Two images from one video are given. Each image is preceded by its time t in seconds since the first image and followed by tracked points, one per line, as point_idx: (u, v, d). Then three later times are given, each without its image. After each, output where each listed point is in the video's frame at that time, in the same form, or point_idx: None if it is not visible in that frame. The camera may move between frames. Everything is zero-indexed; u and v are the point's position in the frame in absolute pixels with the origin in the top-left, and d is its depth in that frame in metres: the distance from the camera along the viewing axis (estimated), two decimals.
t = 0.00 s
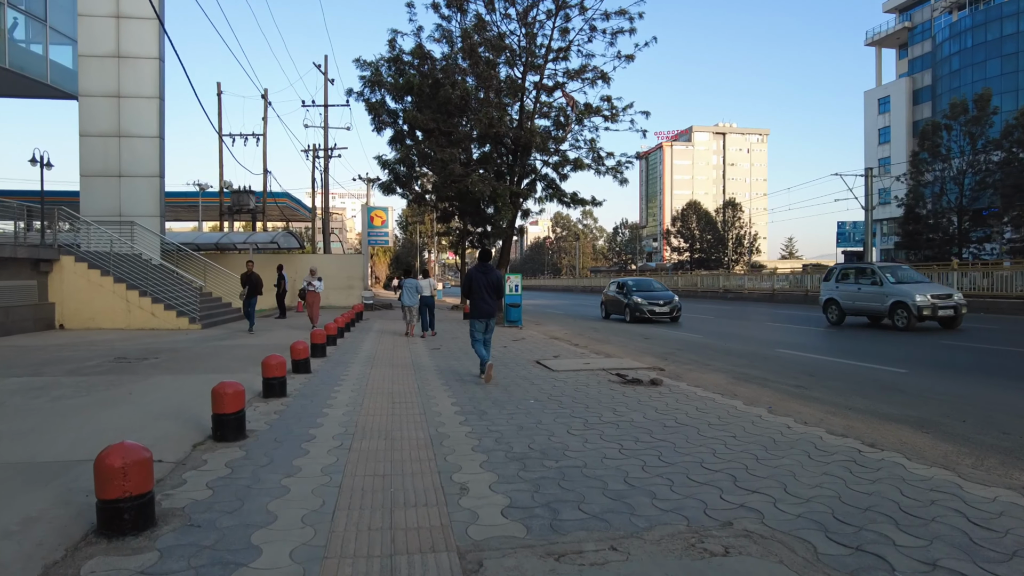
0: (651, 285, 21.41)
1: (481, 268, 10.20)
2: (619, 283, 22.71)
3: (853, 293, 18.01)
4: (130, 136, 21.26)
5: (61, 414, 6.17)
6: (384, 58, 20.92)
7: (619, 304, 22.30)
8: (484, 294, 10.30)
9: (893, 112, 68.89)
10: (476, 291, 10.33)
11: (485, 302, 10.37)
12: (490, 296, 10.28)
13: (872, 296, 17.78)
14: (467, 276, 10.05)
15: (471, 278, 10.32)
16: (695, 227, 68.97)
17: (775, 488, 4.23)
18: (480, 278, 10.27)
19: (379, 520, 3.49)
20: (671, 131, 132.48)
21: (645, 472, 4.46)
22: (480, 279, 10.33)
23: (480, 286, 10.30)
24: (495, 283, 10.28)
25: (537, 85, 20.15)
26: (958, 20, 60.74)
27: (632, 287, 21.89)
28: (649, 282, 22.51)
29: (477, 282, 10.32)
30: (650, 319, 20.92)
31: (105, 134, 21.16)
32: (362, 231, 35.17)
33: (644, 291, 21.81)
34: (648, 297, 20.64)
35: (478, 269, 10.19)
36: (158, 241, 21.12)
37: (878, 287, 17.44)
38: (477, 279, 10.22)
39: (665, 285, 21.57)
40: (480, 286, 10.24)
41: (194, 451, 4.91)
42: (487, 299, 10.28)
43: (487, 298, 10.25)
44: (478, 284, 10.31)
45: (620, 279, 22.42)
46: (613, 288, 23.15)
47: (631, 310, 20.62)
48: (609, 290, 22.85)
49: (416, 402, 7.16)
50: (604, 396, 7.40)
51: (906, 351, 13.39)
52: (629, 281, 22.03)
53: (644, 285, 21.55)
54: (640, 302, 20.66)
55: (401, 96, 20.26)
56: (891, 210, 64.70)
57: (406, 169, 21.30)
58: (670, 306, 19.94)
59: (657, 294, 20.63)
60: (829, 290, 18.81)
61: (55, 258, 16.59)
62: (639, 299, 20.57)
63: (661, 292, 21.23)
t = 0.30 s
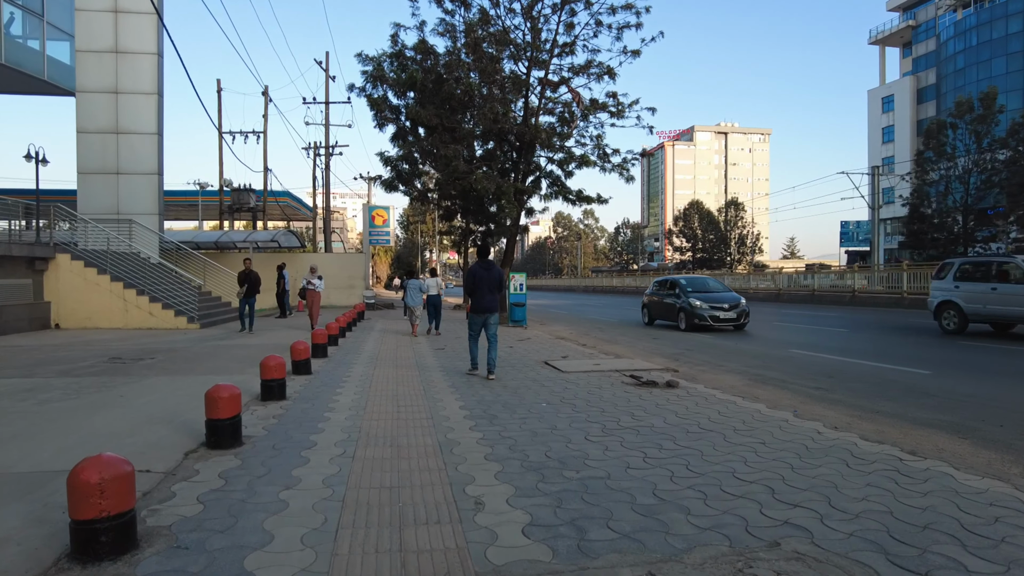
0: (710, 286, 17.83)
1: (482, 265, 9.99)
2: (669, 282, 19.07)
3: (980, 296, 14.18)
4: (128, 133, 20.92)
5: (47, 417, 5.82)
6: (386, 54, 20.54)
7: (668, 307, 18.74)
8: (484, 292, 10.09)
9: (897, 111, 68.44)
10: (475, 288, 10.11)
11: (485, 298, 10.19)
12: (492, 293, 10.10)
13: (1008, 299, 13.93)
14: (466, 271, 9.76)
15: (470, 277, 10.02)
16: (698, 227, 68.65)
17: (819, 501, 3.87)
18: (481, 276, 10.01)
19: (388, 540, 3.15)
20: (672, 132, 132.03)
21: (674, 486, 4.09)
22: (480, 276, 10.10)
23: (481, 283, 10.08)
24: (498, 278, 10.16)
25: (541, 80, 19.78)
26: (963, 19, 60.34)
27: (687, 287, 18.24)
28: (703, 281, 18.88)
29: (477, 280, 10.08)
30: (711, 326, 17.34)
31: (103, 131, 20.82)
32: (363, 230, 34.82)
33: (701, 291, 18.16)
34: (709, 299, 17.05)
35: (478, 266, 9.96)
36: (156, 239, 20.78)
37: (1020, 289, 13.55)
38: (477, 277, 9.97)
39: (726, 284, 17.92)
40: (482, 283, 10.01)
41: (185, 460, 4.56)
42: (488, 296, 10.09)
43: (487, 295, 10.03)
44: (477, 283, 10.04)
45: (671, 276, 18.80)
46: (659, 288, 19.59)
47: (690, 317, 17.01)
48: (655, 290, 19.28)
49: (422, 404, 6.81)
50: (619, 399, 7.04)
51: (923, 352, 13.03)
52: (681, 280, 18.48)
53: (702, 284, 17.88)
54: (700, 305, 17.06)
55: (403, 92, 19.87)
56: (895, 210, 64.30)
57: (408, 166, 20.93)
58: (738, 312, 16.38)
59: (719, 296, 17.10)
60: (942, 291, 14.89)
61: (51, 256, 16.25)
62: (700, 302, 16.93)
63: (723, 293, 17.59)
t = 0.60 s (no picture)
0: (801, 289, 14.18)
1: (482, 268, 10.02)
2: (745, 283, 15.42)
3: None
4: (127, 133, 20.61)
5: (33, 432, 5.49)
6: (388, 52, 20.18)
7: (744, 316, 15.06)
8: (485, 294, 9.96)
9: (902, 111, 67.97)
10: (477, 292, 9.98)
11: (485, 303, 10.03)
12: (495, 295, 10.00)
13: None
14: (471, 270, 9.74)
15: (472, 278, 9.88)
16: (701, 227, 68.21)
17: (868, 530, 3.54)
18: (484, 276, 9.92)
19: None
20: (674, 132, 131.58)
21: (707, 513, 3.76)
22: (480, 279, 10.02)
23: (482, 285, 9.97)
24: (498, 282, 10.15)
25: (547, 79, 19.44)
26: (969, 18, 59.92)
27: (770, 289, 14.58)
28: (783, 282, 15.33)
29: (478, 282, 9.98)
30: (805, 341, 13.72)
31: (102, 131, 20.52)
32: (365, 230, 34.50)
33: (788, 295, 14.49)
34: (803, 304, 13.45)
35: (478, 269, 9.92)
36: (156, 240, 20.47)
37: None
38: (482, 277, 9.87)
39: (819, 287, 14.27)
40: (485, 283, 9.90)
41: (176, 482, 4.23)
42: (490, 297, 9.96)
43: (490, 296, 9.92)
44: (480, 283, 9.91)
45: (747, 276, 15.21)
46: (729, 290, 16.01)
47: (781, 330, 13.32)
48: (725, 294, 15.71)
49: (429, 415, 6.47)
50: (636, 410, 6.71)
51: (941, 357, 12.69)
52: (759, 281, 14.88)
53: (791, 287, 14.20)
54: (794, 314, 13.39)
55: (406, 91, 19.48)
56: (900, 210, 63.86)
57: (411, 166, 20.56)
58: (845, 325, 12.80)
59: (814, 302, 13.54)
60: None
61: (47, 258, 15.93)
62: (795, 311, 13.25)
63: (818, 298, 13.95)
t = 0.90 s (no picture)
0: (937, 288, 10.86)
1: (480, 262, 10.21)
2: (848, 278, 12.09)
3: None
4: (127, 126, 20.33)
5: (21, 432, 5.23)
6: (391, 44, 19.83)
7: (859, 321, 11.47)
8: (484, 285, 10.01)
9: (908, 106, 67.39)
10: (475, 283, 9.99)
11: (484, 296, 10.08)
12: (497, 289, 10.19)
13: None
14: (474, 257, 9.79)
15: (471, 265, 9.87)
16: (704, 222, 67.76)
17: (918, 541, 3.25)
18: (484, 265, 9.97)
19: None
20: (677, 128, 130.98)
21: (741, 522, 3.49)
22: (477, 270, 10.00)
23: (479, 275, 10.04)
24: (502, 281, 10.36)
25: (553, 70, 19.11)
26: (976, 10, 59.24)
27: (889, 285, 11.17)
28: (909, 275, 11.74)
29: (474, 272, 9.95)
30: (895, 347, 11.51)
31: (101, 124, 20.24)
32: (367, 225, 34.21)
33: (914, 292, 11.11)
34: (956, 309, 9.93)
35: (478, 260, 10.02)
36: (156, 235, 20.22)
37: None
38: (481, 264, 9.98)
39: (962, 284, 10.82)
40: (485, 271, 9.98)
41: (170, 486, 3.96)
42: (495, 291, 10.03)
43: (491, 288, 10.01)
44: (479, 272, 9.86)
45: (853, 269, 11.88)
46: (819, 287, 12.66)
47: (923, 343, 10.01)
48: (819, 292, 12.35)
49: (437, 413, 6.19)
50: (652, 410, 6.43)
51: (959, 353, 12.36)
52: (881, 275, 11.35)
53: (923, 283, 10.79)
54: (939, 319, 10.00)
55: (410, 83, 19.14)
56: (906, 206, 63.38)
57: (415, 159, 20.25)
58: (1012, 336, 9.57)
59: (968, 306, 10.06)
60: None
61: (45, 253, 15.68)
62: (943, 315, 9.88)
63: (963, 299, 10.62)
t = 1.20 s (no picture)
0: None
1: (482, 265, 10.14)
2: None
3: None
4: (125, 125, 20.02)
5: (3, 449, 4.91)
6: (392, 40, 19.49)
7: None
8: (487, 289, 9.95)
9: (912, 104, 67.00)
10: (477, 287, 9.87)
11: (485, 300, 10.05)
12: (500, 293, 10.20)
13: None
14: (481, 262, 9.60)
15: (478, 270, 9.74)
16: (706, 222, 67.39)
17: None
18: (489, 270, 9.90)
19: None
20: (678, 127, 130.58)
21: (782, 558, 3.19)
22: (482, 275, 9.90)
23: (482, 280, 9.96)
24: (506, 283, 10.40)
25: (558, 68, 18.80)
26: (981, 8, 58.96)
27: None
28: None
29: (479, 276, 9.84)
30: None
31: (99, 123, 19.93)
32: (368, 225, 33.89)
33: None
34: None
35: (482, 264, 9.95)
36: (155, 235, 19.94)
37: None
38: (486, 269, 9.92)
39: None
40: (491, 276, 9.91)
41: (158, 514, 3.65)
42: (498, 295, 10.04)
43: (494, 293, 9.99)
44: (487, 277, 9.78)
45: None
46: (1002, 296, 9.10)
47: None
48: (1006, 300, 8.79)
49: (445, 425, 5.89)
50: (670, 422, 6.12)
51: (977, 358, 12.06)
52: None
53: None
54: None
55: (412, 80, 18.81)
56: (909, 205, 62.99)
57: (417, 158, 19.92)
58: None
59: None
60: None
61: (41, 254, 15.36)
62: None
63: None
